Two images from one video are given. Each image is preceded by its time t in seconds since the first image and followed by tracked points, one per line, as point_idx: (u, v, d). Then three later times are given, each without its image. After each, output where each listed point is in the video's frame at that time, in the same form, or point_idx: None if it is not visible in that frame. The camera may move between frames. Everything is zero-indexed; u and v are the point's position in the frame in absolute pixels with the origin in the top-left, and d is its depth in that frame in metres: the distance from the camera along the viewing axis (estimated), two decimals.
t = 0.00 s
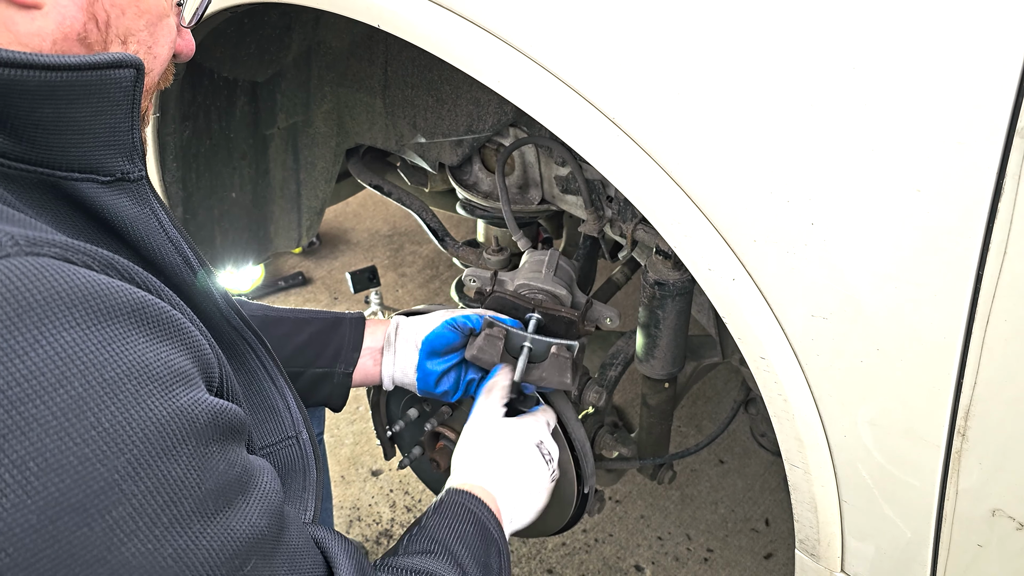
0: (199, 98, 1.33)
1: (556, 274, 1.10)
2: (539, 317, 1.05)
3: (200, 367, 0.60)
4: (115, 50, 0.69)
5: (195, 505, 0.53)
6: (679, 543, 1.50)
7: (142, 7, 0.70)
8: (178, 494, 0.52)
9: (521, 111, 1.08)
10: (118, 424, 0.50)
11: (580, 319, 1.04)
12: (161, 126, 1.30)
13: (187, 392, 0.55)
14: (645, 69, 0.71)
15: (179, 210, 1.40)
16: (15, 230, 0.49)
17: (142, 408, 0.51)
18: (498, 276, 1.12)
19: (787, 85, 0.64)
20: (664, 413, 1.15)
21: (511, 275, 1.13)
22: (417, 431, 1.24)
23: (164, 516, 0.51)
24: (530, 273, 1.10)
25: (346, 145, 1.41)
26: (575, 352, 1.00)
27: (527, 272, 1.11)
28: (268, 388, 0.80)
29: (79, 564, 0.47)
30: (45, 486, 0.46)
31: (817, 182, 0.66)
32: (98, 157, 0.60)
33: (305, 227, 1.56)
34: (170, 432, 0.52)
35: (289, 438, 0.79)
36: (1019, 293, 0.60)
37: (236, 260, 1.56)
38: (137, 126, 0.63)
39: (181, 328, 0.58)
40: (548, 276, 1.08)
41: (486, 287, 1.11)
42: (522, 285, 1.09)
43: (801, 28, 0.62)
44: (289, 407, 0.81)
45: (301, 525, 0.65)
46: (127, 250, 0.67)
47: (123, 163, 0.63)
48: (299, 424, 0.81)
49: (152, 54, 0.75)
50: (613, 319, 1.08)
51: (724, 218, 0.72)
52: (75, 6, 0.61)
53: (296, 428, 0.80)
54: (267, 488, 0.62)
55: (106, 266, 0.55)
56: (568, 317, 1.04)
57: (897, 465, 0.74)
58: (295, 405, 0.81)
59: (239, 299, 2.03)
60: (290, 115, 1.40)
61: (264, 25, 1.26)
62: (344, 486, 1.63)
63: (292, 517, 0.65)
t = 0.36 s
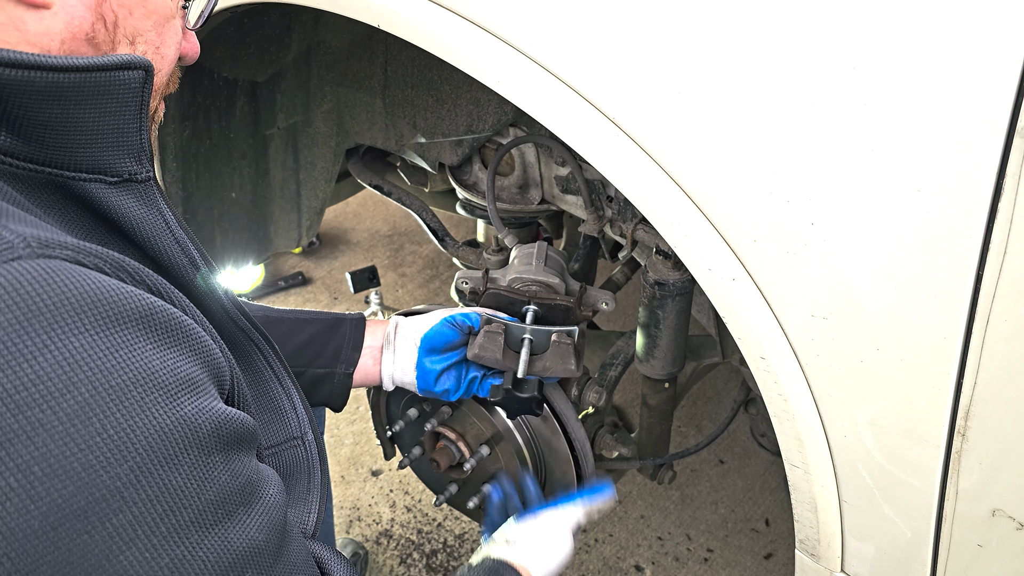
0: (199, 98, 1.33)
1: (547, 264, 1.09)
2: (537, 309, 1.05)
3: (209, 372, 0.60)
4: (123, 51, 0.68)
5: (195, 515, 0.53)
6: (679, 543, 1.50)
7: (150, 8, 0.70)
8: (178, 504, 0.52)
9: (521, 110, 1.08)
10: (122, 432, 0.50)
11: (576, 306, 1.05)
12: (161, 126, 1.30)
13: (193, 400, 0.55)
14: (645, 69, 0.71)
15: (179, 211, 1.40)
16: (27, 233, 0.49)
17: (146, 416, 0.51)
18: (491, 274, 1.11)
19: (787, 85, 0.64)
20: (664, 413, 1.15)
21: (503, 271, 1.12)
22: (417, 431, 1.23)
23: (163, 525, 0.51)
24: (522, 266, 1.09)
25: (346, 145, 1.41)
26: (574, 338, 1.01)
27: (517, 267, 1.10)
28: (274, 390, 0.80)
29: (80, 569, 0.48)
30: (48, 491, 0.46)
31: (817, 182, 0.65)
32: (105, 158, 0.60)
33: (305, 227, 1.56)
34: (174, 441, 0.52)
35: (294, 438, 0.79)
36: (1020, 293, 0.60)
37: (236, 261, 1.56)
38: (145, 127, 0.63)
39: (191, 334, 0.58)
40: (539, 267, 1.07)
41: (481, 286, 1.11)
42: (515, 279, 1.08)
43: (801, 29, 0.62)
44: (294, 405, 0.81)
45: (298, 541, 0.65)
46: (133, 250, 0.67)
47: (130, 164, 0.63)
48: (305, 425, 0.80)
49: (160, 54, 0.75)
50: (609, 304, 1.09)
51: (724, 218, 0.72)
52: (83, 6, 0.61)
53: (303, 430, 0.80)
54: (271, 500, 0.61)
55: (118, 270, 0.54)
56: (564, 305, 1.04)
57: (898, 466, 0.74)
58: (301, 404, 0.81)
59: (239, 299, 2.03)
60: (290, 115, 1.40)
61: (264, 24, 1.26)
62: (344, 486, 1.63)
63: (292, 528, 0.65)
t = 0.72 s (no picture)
0: (199, 99, 1.33)
1: (549, 266, 1.07)
2: (537, 311, 1.05)
3: (212, 367, 0.59)
4: (126, 52, 0.69)
5: (208, 503, 0.54)
6: (679, 543, 1.50)
7: (151, 9, 0.71)
8: (191, 493, 0.53)
9: (521, 111, 1.08)
10: (133, 425, 0.50)
11: (577, 309, 1.05)
12: (161, 126, 1.30)
13: (199, 393, 0.55)
14: (645, 69, 0.71)
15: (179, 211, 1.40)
16: (33, 233, 0.49)
17: (155, 410, 0.51)
18: (491, 274, 1.10)
19: (787, 84, 0.64)
20: (664, 413, 1.15)
21: (504, 271, 1.12)
22: (418, 431, 1.23)
23: (176, 514, 0.52)
24: (523, 267, 1.09)
25: (346, 145, 1.41)
26: (574, 342, 1.01)
27: (518, 266, 1.09)
28: (271, 388, 0.79)
29: (95, 559, 0.48)
30: (63, 484, 0.47)
31: (816, 182, 0.66)
32: (106, 160, 0.61)
33: (305, 227, 1.56)
34: (184, 433, 0.52)
35: (291, 438, 0.79)
36: (1020, 293, 0.60)
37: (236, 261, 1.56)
38: (145, 129, 0.63)
39: (195, 330, 0.58)
40: (539, 269, 1.06)
41: (483, 287, 1.11)
42: (516, 280, 1.07)
43: (801, 29, 0.62)
44: (291, 407, 0.80)
45: (306, 531, 0.66)
46: (132, 250, 0.67)
47: (130, 166, 0.63)
48: (301, 425, 0.80)
49: (163, 56, 0.75)
50: (610, 307, 1.08)
51: (724, 218, 0.72)
52: (85, 7, 0.61)
53: (298, 429, 0.80)
54: (278, 489, 0.62)
55: (119, 269, 0.54)
56: (565, 309, 1.04)
57: (897, 465, 0.74)
58: (298, 406, 0.81)
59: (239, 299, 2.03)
60: (290, 115, 1.40)
61: (264, 25, 1.26)
62: (344, 486, 1.63)
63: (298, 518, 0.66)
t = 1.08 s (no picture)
0: (199, 98, 1.33)
1: (550, 267, 1.07)
2: (538, 312, 1.05)
3: (208, 364, 0.60)
4: (119, 50, 0.68)
5: (205, 499, 0.54)
6: (679, 543, 1.50)
7: (147, 7, 0.71)
8: (187, 489, 0.53)
9: (521, 110, 1.08)
10: (129, 422, 0.50)
11: (577, 310, 1.05)
12: (160, 126, 1.30)
13: (196, 390, 0.55)
14: (645, 69, 0.71)
15: (179, 211, 1.40)
16: (28, 231, 0.49)
17: (151, 406, 0.51)
18: (493, 274, 1.10)
19: (787, 85, 0.64)
20: (664, 413, 1.15)
21: (505, 272, 1.12)
22: (418, 431, 1.24)
23: (173, 509, 0.52)
24: (524, 267, 1.09)
25: (346, 145, 1.41)
26: (575, 343, 1.00)
27: (519, 267, 1.09)
28: (267, 387, 0.79)
29: (92, 554, 0.49)
30: (60, 479, 0.47)
31: (816, 183, 0.66)
32: (103, 159, 0.60)
33: (305, 227, 1.56)
34: (179, 429, 0.53)
35: (288, 437, 0.78)
36: (1020, 293, 0.60)
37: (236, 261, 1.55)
38: (142, 129, 0.62)
39: (191, 327, 0.58)
40: (541, 270, 1.07)
41: (483, 287, 1.11)
42: (517, 281, 1.08)
43: (801, 29, 0.62)
44: (288, 410, 0.80)
45: (301, 527, 0.66)
46: (128, 249, 0.67)
47: (126, 166, 0.63)
48: (298, 424, 0.80)
49: (157, 54, 0.75)
50: (611, 310, 1.09)
51: (724, 218, 0.72)
52: (80, 5, 0.61)
53: (295, 427, 0.79)
54: (275, 486, 0.62)
55: (114, 267, 0.54)
56: (566, 310, 1.04)
57: (898, 466, 0.74)
58: (294, 405, 0.81)
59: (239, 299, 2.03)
60: (290, 115, 1.40)
61: (264, 24, 1.26)
62: (344, 486, 1.63)
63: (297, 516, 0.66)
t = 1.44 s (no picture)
0: (199, 98, 1.33)
1: (550, 268, 1.08)
2: (538, 313, 1.05)
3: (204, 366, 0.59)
4: (117, 49, 0.68)
5: (198, 502, 0.55)
6: (679, 543, 1.50)
7: (144, 7, 0.71)
8: (180, 491, 0.54)
9: (521, 110, 1.08)
10: (121, 424, 0.50)
11: (578, 310, 1.05)
12: (161, 126, 1.30)
13: (190, 392, 0.55)
14: (645, 69, 0.71)
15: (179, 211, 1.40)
16: (22, 231, 0.49)
17: (144, 409, 0.51)
18: (493, 275, 1.11)
19: (787, 84, 0.64)
20: (664, 413, 1.15)
21: (506, 272, 1.12)
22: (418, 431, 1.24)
23: (166, 512, 0.53)
24: (524, 267, 1.09)
25: (346, 145, 1.41)
26: (575, 343, 1.00)
27: (520, 267, 1.10)
28: (267, 389, 0.79)
29: (85, 555, 0.49)
30: (53, 481, 0.47)
31: (816, 182, 0.66)
32: (100, 160, 0.60)
33: (305, 227, 1.56)
34: (172, 432, 0.53)
35: (286, 437, 0.79)
36: (1020, 293, 0.60)
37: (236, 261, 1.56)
38: (139, 130, 0.62)
39: (187, 328, 0.57)
40: (542, 270, 1.07)
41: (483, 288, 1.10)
42: (518, 282, 1.08)
43: (801, 29, 0.62)
44: (288, 411, 0.80)
45: (298, 527, 0.66)
46: (125, 249, 0.67)
47: (123, 167, 0.63)
48: (296, 425, 0.80)
49: (154, 54, 0.75)
50: (611, 310, 1.08)
51: (724, 218, 0.72)
52: (77, 5, 0.61)
53: (293, 428, 0.79)
54: (271, 487, 0.62)
55: (110, 268, 0.54)
56: (567, 311, 1.04)
57: (898, 466, 0.74)
58: (293, 408, 0.81)
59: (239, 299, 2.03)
60: (290, 115, 1.40)
61: (264, 24, 1.25)
62: (344, 486, 1.63)
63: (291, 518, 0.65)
